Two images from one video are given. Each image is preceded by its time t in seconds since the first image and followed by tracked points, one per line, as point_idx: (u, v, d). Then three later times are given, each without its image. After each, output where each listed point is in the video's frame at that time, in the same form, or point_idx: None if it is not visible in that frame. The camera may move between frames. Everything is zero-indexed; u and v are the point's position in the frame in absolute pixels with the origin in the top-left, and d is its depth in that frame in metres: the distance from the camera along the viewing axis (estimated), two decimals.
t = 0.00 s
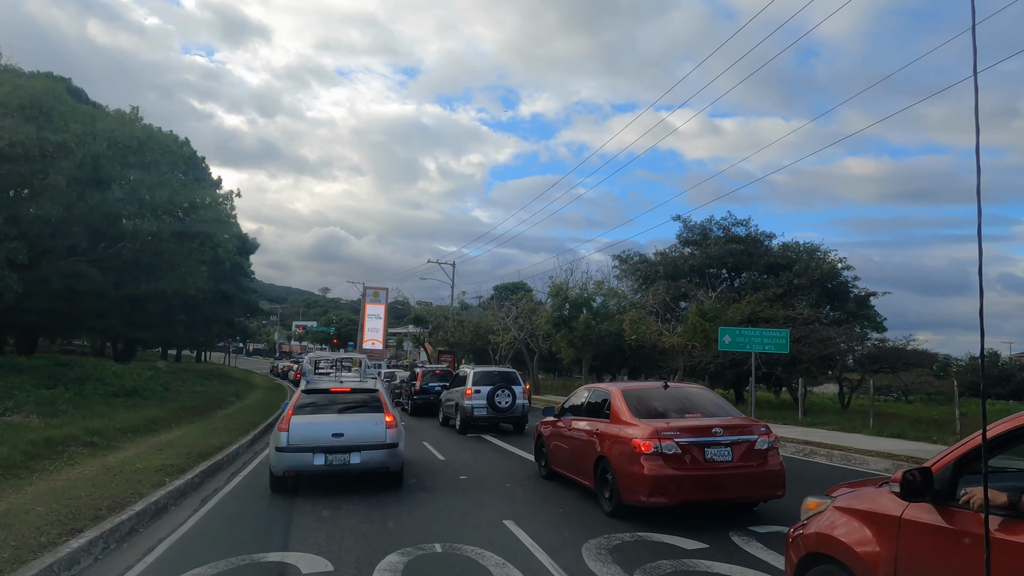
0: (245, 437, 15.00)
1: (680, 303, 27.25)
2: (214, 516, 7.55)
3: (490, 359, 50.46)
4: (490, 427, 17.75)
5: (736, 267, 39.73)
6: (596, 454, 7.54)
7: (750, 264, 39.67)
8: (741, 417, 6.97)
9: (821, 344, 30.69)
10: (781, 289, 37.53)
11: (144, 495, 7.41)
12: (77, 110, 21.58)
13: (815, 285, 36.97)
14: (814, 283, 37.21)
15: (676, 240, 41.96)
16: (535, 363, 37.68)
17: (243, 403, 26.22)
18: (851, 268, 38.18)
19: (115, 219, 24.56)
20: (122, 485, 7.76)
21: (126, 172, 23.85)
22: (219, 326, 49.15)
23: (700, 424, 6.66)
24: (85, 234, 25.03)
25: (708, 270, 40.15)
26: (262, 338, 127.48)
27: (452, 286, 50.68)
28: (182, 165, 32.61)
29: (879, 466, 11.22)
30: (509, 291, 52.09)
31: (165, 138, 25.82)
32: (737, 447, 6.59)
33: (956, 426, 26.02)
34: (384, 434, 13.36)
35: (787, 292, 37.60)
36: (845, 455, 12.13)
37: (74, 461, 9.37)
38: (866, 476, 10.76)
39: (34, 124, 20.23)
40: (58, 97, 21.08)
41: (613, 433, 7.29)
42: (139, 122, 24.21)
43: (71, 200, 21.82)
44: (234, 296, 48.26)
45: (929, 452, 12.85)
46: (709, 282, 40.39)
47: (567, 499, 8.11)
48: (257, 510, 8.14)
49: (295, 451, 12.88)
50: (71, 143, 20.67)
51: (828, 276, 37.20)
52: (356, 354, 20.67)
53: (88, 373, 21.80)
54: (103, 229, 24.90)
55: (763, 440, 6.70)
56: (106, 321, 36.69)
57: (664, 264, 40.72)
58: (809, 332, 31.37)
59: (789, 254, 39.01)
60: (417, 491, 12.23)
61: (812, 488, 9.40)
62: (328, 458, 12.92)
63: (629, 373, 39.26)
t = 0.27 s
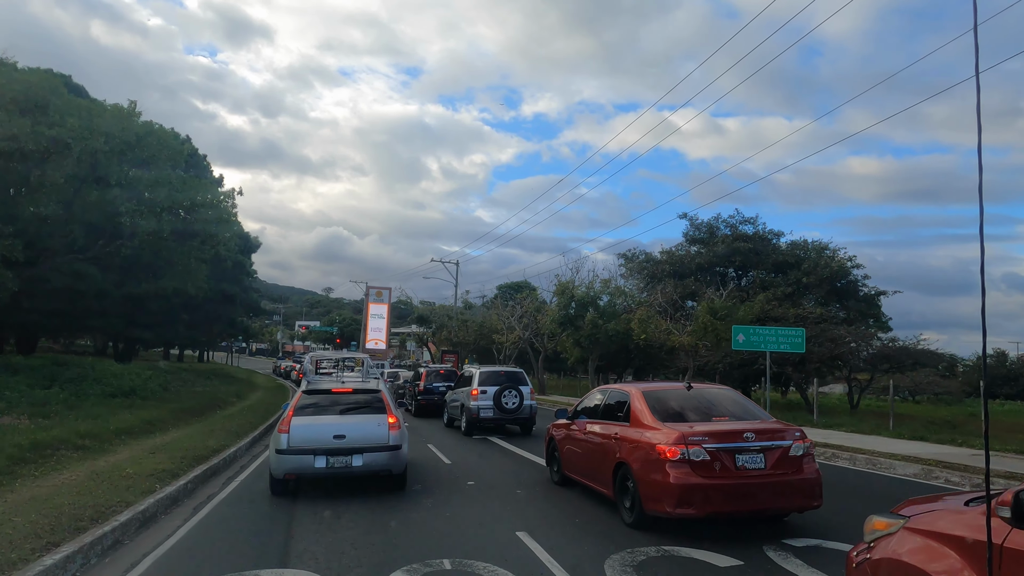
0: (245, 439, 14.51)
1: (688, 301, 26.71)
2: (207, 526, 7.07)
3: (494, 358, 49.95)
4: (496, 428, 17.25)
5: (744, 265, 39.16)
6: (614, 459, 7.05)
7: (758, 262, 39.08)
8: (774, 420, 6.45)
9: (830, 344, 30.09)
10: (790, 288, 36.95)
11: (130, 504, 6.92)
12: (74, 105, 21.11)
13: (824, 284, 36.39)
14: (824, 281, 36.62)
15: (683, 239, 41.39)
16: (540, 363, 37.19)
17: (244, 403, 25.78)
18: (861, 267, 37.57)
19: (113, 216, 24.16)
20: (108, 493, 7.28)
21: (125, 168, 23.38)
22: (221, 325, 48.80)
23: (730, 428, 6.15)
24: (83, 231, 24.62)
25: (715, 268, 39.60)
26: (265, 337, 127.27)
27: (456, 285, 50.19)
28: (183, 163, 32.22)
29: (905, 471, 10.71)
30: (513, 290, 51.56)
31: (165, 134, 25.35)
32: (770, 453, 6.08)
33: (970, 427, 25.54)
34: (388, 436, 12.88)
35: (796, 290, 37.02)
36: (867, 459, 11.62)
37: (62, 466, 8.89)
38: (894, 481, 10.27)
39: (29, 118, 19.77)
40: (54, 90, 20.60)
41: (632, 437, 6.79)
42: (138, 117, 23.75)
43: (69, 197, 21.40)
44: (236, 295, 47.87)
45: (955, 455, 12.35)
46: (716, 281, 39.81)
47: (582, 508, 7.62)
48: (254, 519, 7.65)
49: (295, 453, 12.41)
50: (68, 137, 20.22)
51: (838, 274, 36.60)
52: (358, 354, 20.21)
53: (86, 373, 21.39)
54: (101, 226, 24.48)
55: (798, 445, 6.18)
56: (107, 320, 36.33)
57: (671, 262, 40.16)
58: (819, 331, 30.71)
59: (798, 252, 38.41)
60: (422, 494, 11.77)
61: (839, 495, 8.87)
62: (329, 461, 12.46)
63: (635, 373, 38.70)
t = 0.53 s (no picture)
0: (244, 440, 14.10)
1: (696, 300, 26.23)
2: (198, 536, 6.63)
3: (498, 358, 49.51)
4: (502, 429, 16.81)
5: (751, 264, 38.66)
6: (634, 465, 6.66)
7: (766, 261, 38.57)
8: (806, 425, 6.04)
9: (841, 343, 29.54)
10: (798, 286, 36.45)
11: (116, 512, 6.49)
12: (72, 99, 20.70)
13: (833, 282, 35.89)
14: (832, 279, 36.10)
15: (689, 237, 40.90)
16: (544, 363, 36.76)
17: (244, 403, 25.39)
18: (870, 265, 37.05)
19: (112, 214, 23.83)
20: (95, 500, 6.87)
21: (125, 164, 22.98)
22: (223, 325, 48.49)
23: (760, 433, 5.74)
24: (82, 229, 24.26)
25: (722, 267, 39.12)
26: (267, 337, 127.14)
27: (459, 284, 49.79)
28: (184, 160, 31.88)
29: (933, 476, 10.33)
30: (516, 290, 51.08)
31: (165, 129, 24.93)
32: (805, 460, 5.68)
33: (984, 428, 25.09)
34: (391, 437, 12.47)
35: (804, 289, 36.51)
36: (892, 463, 11.22)
37: (51, 471, 8.49)
38: (919, 487, 9.83)
39: (25, 113, 19.36)
40: (51, 85, 20.21)
41: (654, 442, 6.39)
42: (138, 112, 23.34)
43: (66, 194, 21.03)
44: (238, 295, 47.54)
45: (978, 458, 11.92)
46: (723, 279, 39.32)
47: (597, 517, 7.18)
48: (250, 527, 7.22)
49: (296, 455, 12.00)
50: (65, 132, 19.81)
51: (847, 272, 36.06)
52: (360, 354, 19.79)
53: (84, 372, 21.03)
54: (100, 223, 24.11)
55: (835, 451, 5.77)
56: (108, 320, 36.04)
57: (677, 261, 39.67)
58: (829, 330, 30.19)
59: (806, 250, 37.90)
60: (427, 497, 11.36)
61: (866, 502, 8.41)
62: (331, 462, 12.04)
63: (641, 373, 38.24)
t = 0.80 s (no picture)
0: (243, 441, 13.73)
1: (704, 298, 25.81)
2: (189, 546, 6.22)
3: (502, 357, 49.08)
4: (507, 431, 16.41)
5: (758, 262, 38.21)
6: (655, 472, 6.30)
7: (773, 259, 38.11)
8: (842, 429, 5.66)
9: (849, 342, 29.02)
10: (806, 285, 36.00)
11: (100, 521, 6.07)
12: (68, 94, 20.31)
13: (841, 281, 35.41)
14: (841, 278, 35.62)
15: (694, 236, 40.46)
16: (548, 362, 36.35)
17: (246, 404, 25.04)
18: (879, 264, 36.56)
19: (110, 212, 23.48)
20: (79, 506, 6.46)
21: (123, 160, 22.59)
22: (225, 325, 48.21)
23: (792, 438, 5.37)
24: (80, 226, 23.91)
25: (728, 266, 38.69)
26: (270, 337, 127.03)
27: (462, 284, 49.41)
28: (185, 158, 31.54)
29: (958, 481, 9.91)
30: (520, 289, 50.68)
31: (165, 126, 24.58)
32: (842, 467, 5.28)
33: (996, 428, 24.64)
34: (394, 437, 12.08)
35: (812, 287, 36.05)
36: (916, 467, 10.84)
37: (39, 475, 8.11)
38: (944, 493, 9.42)
39: (21, 109, 19.03)
40: (46, 80, 19.84)
41: (677, 447, 6.05)
42: (136, 108, 22.95)
43: (63, 191, 20.65)
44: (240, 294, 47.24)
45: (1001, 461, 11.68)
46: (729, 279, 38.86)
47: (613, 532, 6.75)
48: (245, 535, 6.83)
49: (296, 456, 11.60)
50: (61, 127, 19.42)
51: (855, 271, 35.56)
52: (363, 353, 19.40)
53: (82, 372, 20.71)
54: (99, 221, 23.76)
55: (873, 458, 5.37)
56: (109, 319, 35.76)
57: (682, 260, 39.25)
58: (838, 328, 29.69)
59: (814, 249, 37.42)
60: (430, 500, 10.97)
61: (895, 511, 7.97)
62: (332, 464, 11.66)
63: (646, 373, 37.82)
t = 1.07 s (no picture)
0: (243, 442, 13.40)
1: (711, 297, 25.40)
2: (181, 556, 5.86)
3: (505, 357, 48.71)
4: (512, 432, 16.09)
5: (764, 261, 37.78)
6: (676, 478, 6.12)
7: (780, 258, 37.67)
8: (877, 434, 5.48)
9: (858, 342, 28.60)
10: (813, 284, 35.58)
11: (86, 530, 5.72)
12: (67, 88, 19.99)
13: (849, 280, 34.96)
14: (848, 277, 35.20)
15: (700, 234, 40.05)
16: (553, 362, 35.97)
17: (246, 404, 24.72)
18: (887, 262, 36.10)
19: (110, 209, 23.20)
20: (64, 514, 6.11)
21: (123, 156, 22.25)
22: (227, 324, 47.94)
23: (824, 444, 5.19)
24: (80, 224, 23.63)
25: (734, 265, 38.26)
26: (273, 337, 126.96)
27: (465, 283, 49.04)
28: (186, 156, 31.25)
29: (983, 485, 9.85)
30: (524, 288, 50.29)
31: (168, 124, 24.19)
32: (879, 474, 5.10)
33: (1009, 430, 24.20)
34: (397, 438, 11.75)
35: (819, 286, 35.63)
36: (940, 472, 10.87)
37: (28, 479, 7.78)
38: (968, 498, 9.07)
39: (19, 104, 18.77)
40: (44, 74, 19.51)
41: (700, 451, 5.87)
42: (136, 104, 22.61)
43: (61, 188, 20.32)
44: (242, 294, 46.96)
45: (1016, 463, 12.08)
46: (735, 278, 38.45)
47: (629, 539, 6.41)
48: (241, 544, 6.48)
49: (296, 457, 11.28)
50: (59, 122, 19.09)
51: (864, 270, 35.12)
52: (365, 353, 19.06)
53: (81, 371, 20.42)
54: (98, 219, 23.46)
55: (913, 465, 5.18)
56: (110, 319, 35.51)
57: (688, 258, 38.83)
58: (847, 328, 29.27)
59: (821, 247, 36.99)
60: (435, 503, 10.63)
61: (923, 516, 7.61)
62: (334, 465, 11.34)
63: (651, 372, 37.41)
